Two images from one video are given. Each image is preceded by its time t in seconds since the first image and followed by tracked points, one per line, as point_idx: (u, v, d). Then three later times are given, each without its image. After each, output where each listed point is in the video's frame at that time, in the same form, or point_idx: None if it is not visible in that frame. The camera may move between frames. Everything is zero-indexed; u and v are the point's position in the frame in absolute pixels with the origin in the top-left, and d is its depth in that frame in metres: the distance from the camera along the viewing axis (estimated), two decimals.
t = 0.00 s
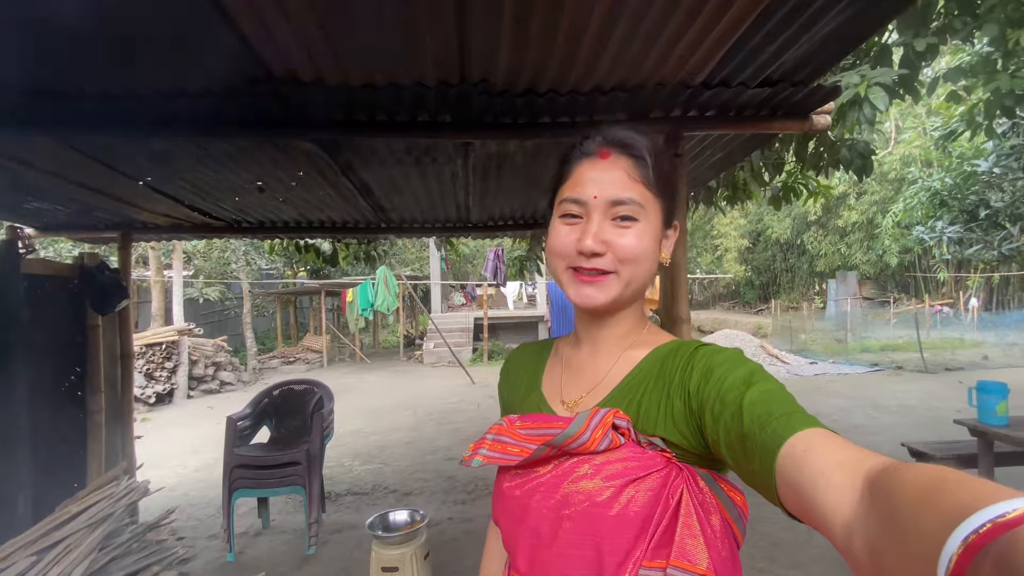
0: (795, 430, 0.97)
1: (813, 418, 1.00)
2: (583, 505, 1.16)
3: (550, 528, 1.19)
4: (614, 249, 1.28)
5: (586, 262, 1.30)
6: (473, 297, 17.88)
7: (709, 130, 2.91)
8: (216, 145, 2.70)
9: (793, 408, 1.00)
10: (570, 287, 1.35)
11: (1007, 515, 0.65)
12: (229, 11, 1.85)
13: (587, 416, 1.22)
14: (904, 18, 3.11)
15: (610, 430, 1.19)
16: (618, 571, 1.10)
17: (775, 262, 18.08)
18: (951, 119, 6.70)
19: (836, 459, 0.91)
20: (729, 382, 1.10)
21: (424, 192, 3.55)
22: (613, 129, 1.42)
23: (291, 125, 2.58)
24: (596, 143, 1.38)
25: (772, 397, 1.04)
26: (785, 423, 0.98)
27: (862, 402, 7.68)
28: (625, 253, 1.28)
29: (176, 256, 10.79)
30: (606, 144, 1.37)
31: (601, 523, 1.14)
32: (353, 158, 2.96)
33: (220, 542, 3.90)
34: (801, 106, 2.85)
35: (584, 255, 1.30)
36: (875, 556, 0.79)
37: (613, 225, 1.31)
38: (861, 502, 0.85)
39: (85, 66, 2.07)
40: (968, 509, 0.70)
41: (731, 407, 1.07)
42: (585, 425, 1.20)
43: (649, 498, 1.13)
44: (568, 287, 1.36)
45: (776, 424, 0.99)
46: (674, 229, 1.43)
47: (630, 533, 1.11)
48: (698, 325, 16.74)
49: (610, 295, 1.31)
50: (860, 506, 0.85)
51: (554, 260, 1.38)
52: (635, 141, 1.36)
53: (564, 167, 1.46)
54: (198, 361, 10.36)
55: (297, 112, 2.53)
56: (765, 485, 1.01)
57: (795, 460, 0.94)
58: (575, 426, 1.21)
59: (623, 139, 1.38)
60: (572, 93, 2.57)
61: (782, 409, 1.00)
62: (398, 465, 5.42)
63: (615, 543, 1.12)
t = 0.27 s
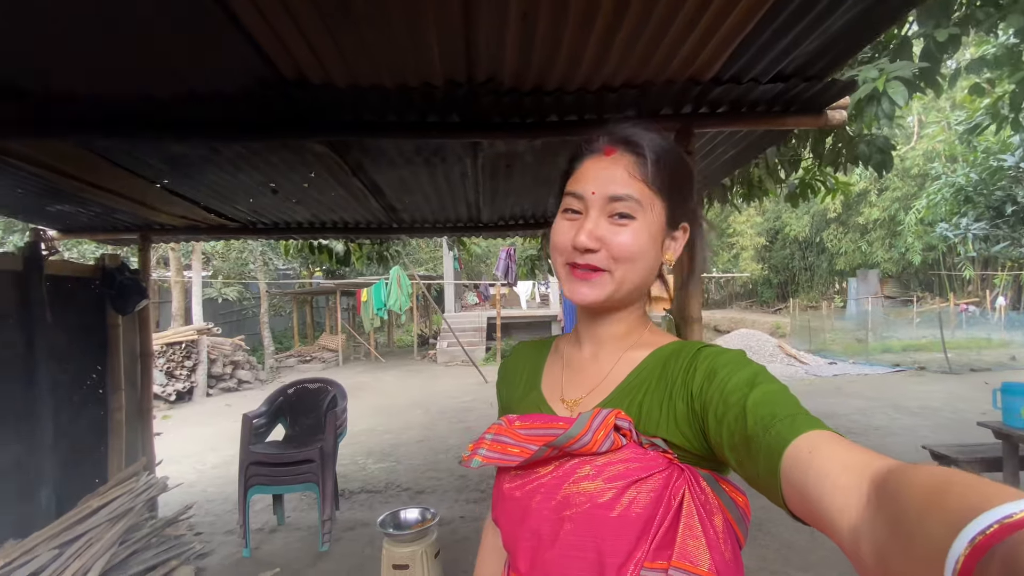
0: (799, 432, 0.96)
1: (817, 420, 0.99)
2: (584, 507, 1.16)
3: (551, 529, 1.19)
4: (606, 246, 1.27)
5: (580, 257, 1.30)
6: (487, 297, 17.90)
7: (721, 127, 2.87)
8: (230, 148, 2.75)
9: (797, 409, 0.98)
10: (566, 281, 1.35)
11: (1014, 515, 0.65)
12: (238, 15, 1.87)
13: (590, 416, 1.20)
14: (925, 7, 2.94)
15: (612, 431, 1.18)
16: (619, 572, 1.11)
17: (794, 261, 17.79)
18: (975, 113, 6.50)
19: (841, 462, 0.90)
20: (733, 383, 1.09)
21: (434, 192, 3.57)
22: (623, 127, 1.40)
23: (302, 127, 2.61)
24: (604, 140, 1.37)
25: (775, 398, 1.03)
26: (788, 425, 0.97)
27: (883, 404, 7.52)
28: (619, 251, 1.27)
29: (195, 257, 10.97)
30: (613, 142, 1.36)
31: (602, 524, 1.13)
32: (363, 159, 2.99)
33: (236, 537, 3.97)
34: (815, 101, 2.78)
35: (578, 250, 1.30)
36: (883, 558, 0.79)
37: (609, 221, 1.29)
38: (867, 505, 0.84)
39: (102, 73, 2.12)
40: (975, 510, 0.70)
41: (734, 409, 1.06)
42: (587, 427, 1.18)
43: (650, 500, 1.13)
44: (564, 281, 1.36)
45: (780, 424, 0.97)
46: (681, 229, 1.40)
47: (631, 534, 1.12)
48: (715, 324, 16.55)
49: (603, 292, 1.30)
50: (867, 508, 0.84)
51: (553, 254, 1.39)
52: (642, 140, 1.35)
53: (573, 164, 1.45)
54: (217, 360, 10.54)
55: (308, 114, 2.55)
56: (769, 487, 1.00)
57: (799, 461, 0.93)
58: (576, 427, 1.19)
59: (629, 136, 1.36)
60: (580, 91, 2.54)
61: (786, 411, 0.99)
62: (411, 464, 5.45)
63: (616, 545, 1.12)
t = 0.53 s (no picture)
0: (800, 428, 0.93)
1: (816, 416, 0.97)
2: (578, 501, 1.11)
3: (544, 525, 1.14)
4: (621, 244, 1.20)
5: (592, 255, 1.22)
6: (504, 299, 17.91)
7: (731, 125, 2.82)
8: (244, 150, 2.80)
9: (797, 406, 0.96)
10: (571, 278, 1.27)
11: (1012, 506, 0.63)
12: (245, 18, 1.91)
13: (585, 411, 1.16)
14: None
15: (608, 425, 1.14)
16: (612, 567, 1.06)
17: (817, 263, 17.45)
18: (1004, 107, 6.29)
19: (844, 459, 0.88)
20: (732, 379, 1.06)
21: (444, 193, 3.60)
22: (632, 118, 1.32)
23: (313, 129, 2.65)
24: (615, 132, 1.27)
25: (775, 396, 0.99)
26: (789, 421, 0.94)
27: (908, 408, 7.32)
28: (633, 250, 1.20)
29: (217, 260, 11.20)
30: (624, 134, 1.27)
31: (595, 519, 1.09)
32: (374, 160, 3.03)
33: (252, 534, 4.04)
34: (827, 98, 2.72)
35: (590, 248, 1.22)
36: (887, 556, 0.77)
37: (624, 218, 1.22)
38: (869, 502, 0.82)
39: (118, 77, 2.18)
40: (973, 502, 0.68)
41: (733, 405, 1.02)
42: (582, 421, 1.14)
43: (645, 494, 1.08)
44: (569, 278, 1.28)
45: (781, 421, 0.94)
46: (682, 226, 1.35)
47: (625, 528, 1.07)
48: (735, 327, 16.30)
49: (613, 292, 1.23)
50: (868, 506, 0.82)
51: (557, 249, 1.29)
52: (656, 134, 1.26)
53: (575, 153, 1.35)
54: (237, 360, 10.76)
55: (317, 115, 2.59)
56: (769, 486, 0.97)
57: (800, 459, 0.90)
58: (571, 421, 1.15)
59: (643, 129, 1.27)
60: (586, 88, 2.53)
61: (785, 408, 0.96)
62: (424, 463, 5.48)
63: (610, 539, 1.07)
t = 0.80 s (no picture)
0: (780, 432, 0.88)
1: (798, 420, 0.92)
2: (561, 508, 1.03)
3: (527, 533, 1.06)
4: (599, 244, 1.20)
5: (569, 254, 1.23)
6: (520, 300, 17.94)
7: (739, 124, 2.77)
8: (255, 155, 2.85)
9: (779, 409, 0.91)
10: (550, 278, 1.28)
11: (985, 501, 0.59)
12: (248, 26, 1.92)
13: (569, 415, 1.08)
14: None
15: (593, 431, 1.05)
16: None
17: (841, 262, 17.07)
18: None
19: (823, 460, 0.83)
20: (713, 382, 1.01)
21: (452, 195, 3.62)
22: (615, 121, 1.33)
23: (321, 133, 2.68)
24: (596, 133, 1.29)
25: (757, 399, 0.95)
26: (770, 425, 0.89)
27: (933, 412, 7.13)
28: (610, 252, 1.20)
29: (239, 261, 11.43)
30: (605, 134, 1.28)
31: (579, 526, 1.00)
32: (382, 163, 3.05)
33: (266, 530, 4.12)
34: (836, 95, 2.66)
35: (568, 247, 1.22)
36: (863, 558, 0.72)
37: (602, 218, 1.22)
38: (848, 501, 0.77)
39: (130, 86, 2.23)
40: (948, 498, 0.64)
41: (715, 409, 0.97)
42: (567, 427, 1.06)
43: (630, 501, 1.00)
44: (548, 278, 1.28)
45: (762, 425, 0.90)
46: (663, 231, 1.35)
47: (609, 535, 0.99)
48: (756, 328, 16.03)
49: (590, 293, 1.23)
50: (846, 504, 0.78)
51: (538, 248, 1.30)
52: (637, 136, 1.27)
53: (558, 153, 1.36)
54: (258, 359, 11.00)
55: (323, 119, 2.61)
56: (750, 491, 0.92)
57: (779, 461, 0.86)
58: (555, 426, 1.07)
59: (624, 131, 1.29)
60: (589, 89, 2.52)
61: (766, 412, 0.92)
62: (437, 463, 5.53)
63: (593, 545, 0.99)
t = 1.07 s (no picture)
0: (758, 424, 0.87)
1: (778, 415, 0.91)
2: (547, 506, 1.04)
3: (514, 531, 1.06)
4: (588, 246, 1.22)
5: (559, 257, 1.24)
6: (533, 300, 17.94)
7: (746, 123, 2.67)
8: (266, 158, 2.90)
9: (758, 404, 0.90)
10: (539, 281, 1.29)
11: (953, 487, 0.56)
12: (254, 32, 1.96)
13: (555, 414, 1.09)
14: None
15: (578, 429, 1.06)
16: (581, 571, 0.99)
17: (863, 262, 16.73)
18: None
19: (802, 450, 0.81)
20: (695, 377, 1.00)
21: (460, 196, 3.66)
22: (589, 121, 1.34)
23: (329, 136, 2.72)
24: (572, 134, 1.29)
25: (736, 394, 0.94)
26: (750, 418, 0.88)
27: (954, 415, 6.97)
28: (598, 252, 1.22)
29: (256, 263, 11.63)
30: (581, 135, 1.29)
31: (565, 523, 1.01)
32: (390, 166, 3.09)
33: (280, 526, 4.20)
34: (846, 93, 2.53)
35: (558, 250, 1.23)
36: (838, 545, 0.70)
37: (588, 220, 1.24)
38: (825, 490, 0.75)
39: (144, 91, 2.29)
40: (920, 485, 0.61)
41: (697, 405, 0.96)
42: (552, 426, 1.07)
43: (614, 497, 1.01)
44: (537, 281, 1.29)
45: (741, 418, 0.88)
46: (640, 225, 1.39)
47: (594, 531, 1.00)
48: (775, 329, 15.80)
49: (581, 293, 1.25)
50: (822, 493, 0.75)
51: (524, 252, 1.31)
52: (613, 135, 1.29)
53: (532, 155, 1.36)
54: (275, 358, 11.19)
55: (331, 123, 2.65)
56: (730, 483, 0.90)
57: (758, 454, 0.84)
58: (541, 425, 1.07)
59: (599, 131, 1.30)
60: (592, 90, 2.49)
61: (746, 405, 0.90)
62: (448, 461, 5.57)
63: (578, 541, 1.00)
